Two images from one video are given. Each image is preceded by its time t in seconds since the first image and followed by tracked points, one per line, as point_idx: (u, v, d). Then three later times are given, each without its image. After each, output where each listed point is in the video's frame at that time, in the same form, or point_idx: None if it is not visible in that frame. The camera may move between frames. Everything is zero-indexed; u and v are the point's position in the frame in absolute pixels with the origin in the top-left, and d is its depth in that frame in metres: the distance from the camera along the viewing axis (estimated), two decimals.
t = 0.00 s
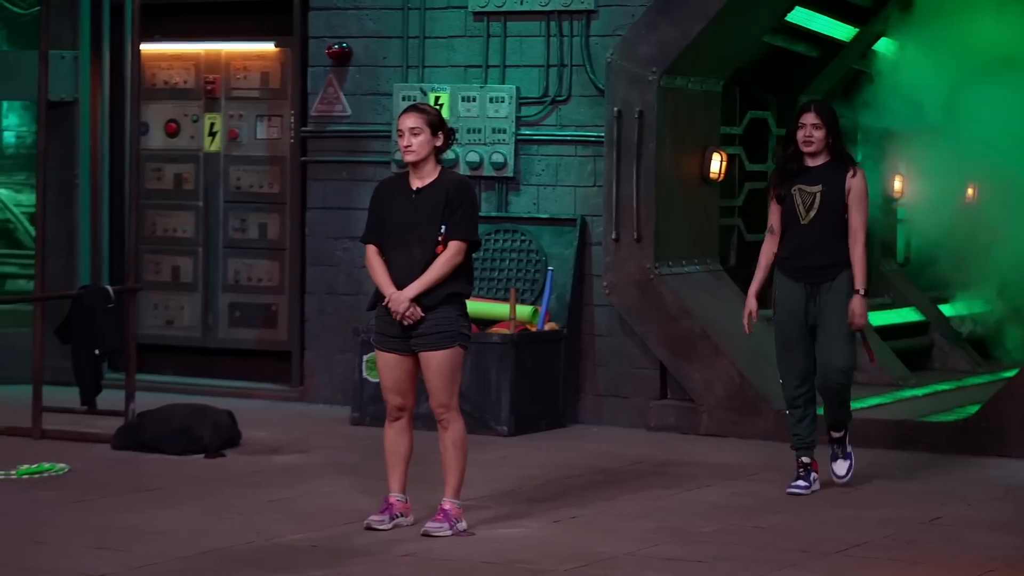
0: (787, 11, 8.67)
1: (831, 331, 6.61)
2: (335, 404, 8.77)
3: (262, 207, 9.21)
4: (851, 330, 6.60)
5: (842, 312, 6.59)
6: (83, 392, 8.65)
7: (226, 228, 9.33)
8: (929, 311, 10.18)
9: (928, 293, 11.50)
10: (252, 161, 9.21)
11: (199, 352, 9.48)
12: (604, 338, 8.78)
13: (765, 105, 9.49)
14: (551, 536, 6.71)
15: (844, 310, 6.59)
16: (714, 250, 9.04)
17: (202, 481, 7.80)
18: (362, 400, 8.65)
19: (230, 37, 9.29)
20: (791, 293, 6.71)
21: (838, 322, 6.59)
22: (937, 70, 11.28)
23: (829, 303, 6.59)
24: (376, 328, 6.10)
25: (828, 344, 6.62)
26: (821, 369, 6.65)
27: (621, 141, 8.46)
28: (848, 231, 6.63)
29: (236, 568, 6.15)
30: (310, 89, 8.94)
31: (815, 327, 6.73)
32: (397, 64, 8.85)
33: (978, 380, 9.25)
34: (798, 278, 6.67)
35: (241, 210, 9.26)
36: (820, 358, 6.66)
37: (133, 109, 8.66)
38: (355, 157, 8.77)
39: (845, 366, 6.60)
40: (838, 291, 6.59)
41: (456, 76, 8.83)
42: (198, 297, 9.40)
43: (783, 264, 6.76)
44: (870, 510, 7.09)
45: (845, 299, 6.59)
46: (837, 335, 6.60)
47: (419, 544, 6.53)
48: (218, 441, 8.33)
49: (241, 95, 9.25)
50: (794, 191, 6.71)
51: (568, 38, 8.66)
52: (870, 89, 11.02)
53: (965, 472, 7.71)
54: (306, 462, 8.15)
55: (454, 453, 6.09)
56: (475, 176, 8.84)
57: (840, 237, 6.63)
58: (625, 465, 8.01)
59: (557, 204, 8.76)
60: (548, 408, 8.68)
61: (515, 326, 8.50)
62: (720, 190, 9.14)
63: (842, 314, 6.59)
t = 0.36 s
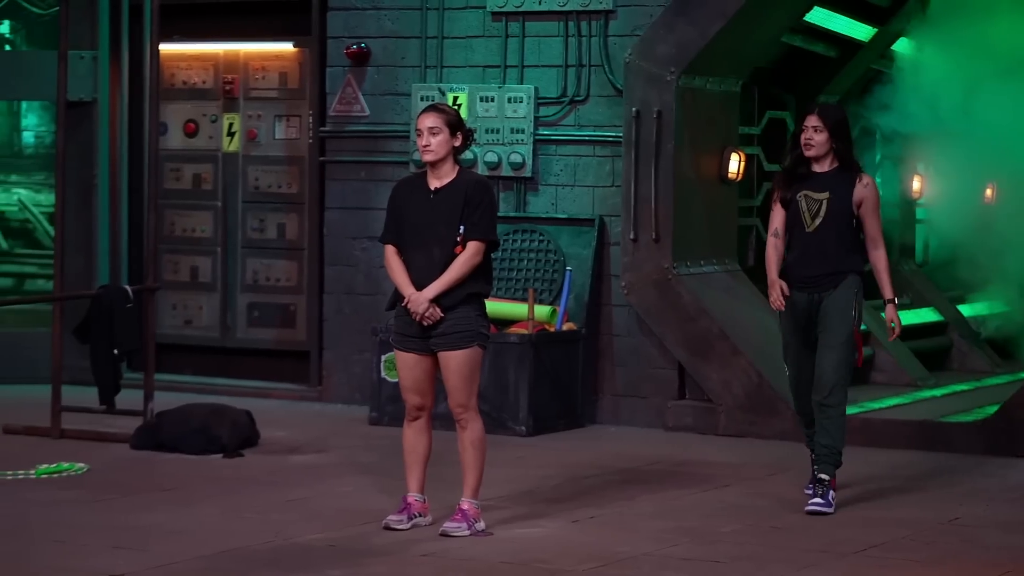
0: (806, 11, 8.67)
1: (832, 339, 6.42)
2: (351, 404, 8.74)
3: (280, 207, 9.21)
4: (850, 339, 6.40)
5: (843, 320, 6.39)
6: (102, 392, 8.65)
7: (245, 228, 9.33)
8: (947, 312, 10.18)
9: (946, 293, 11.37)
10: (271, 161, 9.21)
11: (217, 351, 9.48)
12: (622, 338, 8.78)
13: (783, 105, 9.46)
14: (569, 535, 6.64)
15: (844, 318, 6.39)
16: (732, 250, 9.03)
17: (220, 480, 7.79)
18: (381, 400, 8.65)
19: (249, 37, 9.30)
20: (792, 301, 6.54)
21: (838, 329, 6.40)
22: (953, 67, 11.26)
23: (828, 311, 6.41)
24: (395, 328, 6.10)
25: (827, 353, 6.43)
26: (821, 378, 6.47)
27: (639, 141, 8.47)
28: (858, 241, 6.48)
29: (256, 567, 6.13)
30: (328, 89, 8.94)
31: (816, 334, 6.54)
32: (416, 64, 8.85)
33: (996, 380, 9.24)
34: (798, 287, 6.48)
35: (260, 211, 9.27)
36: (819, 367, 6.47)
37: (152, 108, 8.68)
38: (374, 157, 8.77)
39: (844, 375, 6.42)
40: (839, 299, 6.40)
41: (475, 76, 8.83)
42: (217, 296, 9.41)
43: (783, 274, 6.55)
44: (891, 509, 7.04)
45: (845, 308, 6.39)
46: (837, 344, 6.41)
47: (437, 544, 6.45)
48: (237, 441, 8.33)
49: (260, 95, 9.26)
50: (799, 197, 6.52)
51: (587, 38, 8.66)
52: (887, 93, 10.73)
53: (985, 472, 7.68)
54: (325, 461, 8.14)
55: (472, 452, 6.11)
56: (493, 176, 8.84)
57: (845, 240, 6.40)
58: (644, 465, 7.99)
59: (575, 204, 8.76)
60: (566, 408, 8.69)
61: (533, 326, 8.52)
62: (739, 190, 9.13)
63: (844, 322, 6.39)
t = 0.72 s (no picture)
0: (822, 11, 8.65)
1: (845, 338, 6.18)
2: (367, 404, 8.75)
3: (296, 206, 9.22)
4: (863, 337, 6.18)
5: (855, 318, 6.15)
6: (119, 391, 8.67)
7: (261, 228, 9.34)
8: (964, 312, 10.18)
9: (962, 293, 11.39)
10: (287, 161, 9.22)
11: (233, 351, 9.49)
12: (638, 338, 8.78)
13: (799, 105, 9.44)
14: (584, 535, 6.63)
15: (856, 317, 6.15)
16: (748, 250, 9.02)
17: (236, 480, 7.80)
18: (397, 400, 8.66)
19: (266, 37, 9.30)
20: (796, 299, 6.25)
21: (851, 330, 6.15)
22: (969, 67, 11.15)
23: (839, 310, 6.14)
24: (411, 328, 6.12)
25: (841, 353, 6.20)
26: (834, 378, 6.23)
27: (655, 141, 8.47)
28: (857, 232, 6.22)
29: (273, 566, 6.13)
30: (345, 89, 8.94)
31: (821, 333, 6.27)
32: (432, 64, 8.85)
33: (1012, 380, 9.23)
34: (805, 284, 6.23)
35: (276, 211, 9.27)
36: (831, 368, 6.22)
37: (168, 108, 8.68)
38: (390, 157, 8.76)
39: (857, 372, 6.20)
40: (849, 296, 6.15)
41: (491, 77, 8.83)
42: (233, 296, 9.42)
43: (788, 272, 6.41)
44: (907, 510, 7.03)
45: (856, 306, 6.16)
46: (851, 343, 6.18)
47: (453, 544, 6.44)
48: (254, 441, 8.34)
49: (276, 95, 9.26)
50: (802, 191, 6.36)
51: (603, 38, 8.66)
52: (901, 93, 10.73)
53: (1001, 473, 7.66)
54: (341, 461, 8.14)
55: (488, 452, 6.12)
56: (509, 176, 8.83)
57: (810, 203, 6.18)
58: (659, 466, 7.99)
59: (591, 203, 8.76)
60: (582, 407, 8.69)
61: (549, 327, 8.53)
62: (755, 190, 9.12)
63: (856, 320, 6.16)
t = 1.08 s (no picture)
0: (840, 10, 8.63)
1: (829, 348, 5.84)
2: (384, 403, 8.73)
3: (314, 206, 9.22)
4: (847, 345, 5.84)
5: (839, 328, 5.80)
6: (136, 391, 8.66)
7: (279, 228, 9.33)
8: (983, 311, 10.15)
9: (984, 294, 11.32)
10: (305, 160, 9.21)
11: (250, 351, 9.48)
12: (656, 338, 8.77)
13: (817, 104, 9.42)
14: (602, 535, 6.61)
15: (839, 327, 5.81)
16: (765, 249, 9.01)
17: (254, 480, 7.78)
18: (414, 399, 8.66)
19: (283, 37, 9.30)
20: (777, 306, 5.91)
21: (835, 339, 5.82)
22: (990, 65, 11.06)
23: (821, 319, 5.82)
24: (430, 328, 6.13)
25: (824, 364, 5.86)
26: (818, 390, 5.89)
27: (674, 141, 8.46)
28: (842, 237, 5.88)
29: (292, 566, 6.11)
30: (363, 88, 8.91)
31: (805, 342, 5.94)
32: (449, 64, 8.83)
33: None
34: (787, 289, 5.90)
35: (294, 210, 9.27)
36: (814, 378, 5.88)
37: (187, 107, 8.68)
38: (407, 157, 8.74)
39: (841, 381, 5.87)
40: (833, 305, 5.81)
41: (509, 76, 8.82)
42: (251, 295, 9.41)
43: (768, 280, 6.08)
44: (927, 510, 6.99)
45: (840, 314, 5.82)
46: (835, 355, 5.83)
47: (471, 544, 6.42)
48: (271, 441, 8.33)
49: (294, 95, 9.26)
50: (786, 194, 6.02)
51: (621, 38, 8.65)
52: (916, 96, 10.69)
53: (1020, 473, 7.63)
54: (357, 461, 8.12)
55: (506, 452, 6.12)
56: (527, 176, 8.83)
57: (794, 212, 5.80)
58: (677, 466, 7.97)
59: (609, 203, 8.75)
60: (600, 407, 8.68)
61: (567, 326, 8.52)
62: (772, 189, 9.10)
63: (840, 331, 5.81)
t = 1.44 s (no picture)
0: (864, 9, 8.62)
1: (817, 347, 5.57)
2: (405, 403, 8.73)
3: (337, 205, 9.22)
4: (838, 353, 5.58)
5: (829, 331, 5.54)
6: (159, 390, 8.66)
7: (301, 227, 9.34)
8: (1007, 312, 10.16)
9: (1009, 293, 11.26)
10: (327, 160, 9.22)
11: (272, 350, 9.48)
12: (679, 337, 8.77)
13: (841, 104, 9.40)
14: (625, 535, 6.59)
15: (830, 326, 5.55)
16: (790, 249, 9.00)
17: (277, 479, 7.78)
18: (437, 398, 8.67)
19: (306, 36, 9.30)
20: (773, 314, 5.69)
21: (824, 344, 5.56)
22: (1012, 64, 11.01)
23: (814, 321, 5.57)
24: (453, 327, 6.14)
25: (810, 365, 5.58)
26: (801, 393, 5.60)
27: (697, 140, 8.46)
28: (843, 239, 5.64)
29: (317, 565, 6.10)
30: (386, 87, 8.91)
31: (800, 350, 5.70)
32: (472, 63, 8.82)
33: None
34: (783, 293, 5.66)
35: (317, 209, 9.26)
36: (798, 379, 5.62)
37: (209, 108, 8.74)
38: (431, 156, 8.73)
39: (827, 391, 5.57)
40: (825, 306, 5.56)
41: (532, 75, 8.81)
42: (274, 294, 9.42)
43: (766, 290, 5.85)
44: (951, 510, 6.97)
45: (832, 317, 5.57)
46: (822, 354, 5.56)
47: (493, 543, 6.40)
48: (294, 440, 8.33)
49: (317, 95, 9.26)
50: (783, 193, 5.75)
51: (644, 37, 8.64)
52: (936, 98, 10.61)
53: None
54: (379, 460, 8.11)
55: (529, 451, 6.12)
56: (550, 175, 8.81)
57: (809, 218, 5.54)
58: (700, 465, 7.96)
59: (632, 202, 8.75)
60: (623, 407, 8.69)
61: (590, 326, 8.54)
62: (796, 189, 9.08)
63: (830, 330, 5.55)
